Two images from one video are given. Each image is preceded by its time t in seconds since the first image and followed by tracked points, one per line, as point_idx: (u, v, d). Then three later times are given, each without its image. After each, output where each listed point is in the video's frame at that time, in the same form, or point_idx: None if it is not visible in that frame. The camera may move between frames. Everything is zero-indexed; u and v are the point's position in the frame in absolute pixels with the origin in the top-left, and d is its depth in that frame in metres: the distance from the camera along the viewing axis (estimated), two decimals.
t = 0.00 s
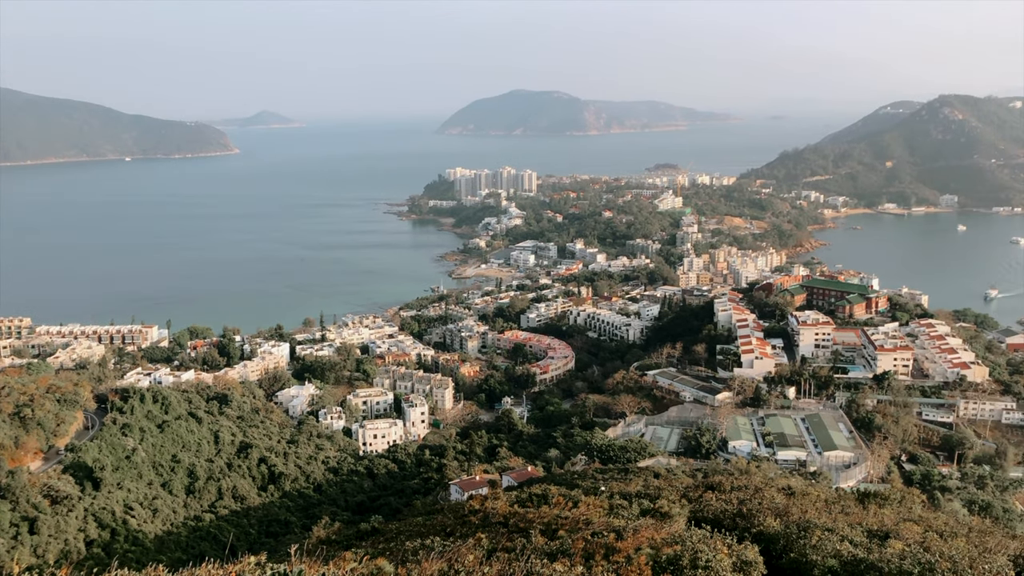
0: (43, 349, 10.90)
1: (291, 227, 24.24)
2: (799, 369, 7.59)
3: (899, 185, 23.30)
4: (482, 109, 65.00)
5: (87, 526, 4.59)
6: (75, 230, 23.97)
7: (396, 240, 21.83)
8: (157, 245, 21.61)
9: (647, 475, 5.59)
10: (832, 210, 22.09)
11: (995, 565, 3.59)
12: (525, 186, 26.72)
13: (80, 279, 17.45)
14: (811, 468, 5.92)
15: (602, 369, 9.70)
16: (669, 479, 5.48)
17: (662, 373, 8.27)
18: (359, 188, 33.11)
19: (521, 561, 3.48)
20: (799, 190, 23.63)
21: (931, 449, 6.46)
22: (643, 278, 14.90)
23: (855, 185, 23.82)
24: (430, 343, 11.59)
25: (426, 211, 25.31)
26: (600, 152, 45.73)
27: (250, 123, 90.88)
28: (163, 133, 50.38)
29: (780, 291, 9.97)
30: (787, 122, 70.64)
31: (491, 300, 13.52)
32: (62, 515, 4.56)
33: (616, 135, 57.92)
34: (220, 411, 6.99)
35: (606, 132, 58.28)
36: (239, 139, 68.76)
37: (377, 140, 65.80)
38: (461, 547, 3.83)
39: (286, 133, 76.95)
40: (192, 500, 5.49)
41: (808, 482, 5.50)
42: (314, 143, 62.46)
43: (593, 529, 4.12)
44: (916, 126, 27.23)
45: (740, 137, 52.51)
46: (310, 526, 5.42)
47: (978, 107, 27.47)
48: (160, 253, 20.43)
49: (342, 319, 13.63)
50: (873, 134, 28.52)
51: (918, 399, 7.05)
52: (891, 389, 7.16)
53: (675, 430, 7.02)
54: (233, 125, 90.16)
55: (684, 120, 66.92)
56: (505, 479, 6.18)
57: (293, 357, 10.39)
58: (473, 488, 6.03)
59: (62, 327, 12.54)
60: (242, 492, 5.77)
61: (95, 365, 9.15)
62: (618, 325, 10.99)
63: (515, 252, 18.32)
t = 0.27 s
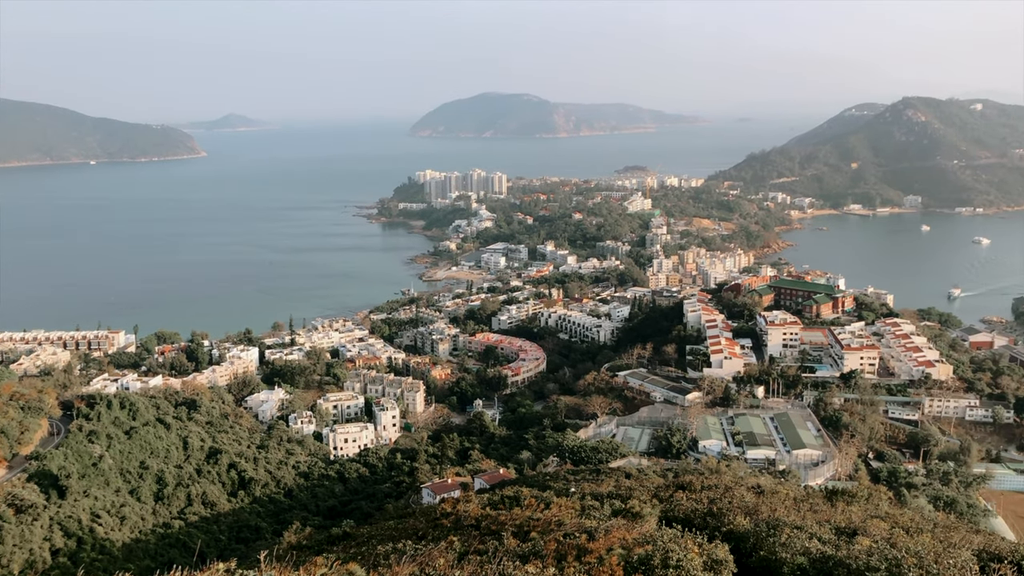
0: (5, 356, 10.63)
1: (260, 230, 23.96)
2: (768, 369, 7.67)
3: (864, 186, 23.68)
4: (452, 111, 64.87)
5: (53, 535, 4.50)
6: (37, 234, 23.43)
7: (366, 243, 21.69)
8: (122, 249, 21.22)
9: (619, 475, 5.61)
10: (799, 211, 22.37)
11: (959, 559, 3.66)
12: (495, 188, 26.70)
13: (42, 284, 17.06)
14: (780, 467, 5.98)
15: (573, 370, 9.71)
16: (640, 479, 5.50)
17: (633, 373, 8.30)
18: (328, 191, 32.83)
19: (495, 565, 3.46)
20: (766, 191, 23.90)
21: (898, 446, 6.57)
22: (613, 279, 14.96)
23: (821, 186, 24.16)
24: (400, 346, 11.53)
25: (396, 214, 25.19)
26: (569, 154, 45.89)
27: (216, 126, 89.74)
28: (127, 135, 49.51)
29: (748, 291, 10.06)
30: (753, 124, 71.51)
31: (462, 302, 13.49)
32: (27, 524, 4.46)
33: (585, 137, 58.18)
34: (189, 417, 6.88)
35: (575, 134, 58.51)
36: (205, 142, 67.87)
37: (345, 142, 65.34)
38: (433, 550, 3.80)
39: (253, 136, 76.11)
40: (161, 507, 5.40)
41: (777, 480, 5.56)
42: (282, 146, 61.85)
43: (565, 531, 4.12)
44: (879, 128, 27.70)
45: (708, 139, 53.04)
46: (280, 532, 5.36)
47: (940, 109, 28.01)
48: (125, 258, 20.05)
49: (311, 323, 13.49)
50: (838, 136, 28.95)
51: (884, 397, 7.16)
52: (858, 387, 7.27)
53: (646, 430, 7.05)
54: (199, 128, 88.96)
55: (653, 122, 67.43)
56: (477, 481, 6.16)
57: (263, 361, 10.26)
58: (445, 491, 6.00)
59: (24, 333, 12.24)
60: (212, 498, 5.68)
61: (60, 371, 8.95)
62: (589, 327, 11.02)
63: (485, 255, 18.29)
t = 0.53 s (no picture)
0: None
1: (224, 234, 23.63)
2: (734, 369, 7.74)
3: (826, 188, 24.06)
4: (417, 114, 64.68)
5: (11, 546, 4.39)
6: None
7: (332, 246, 21.50)
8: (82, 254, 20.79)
9: (587, 477, 5.61)
10: (763, 213, 22.66)
11: (920, 555, 3.72)
12: (461, 191, 26.65)
13: None
14: (746, 467, 6.04)
15: (541, 373, 9.71)
16: (608, 480, 5.51)
17: (600, 375, 8.32)
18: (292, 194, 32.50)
19: (464, 568, 3.44)
20: (731, 193, 24.18)
21: (862, 445, 6.66)
22: (581, 281, 15.01)
23: (784, 189, 24.50)
24: (367, 350, 11.43)
25: (362, 217, 25.02)
26: (536, 156, 45.99)
27: (177, 129, 88.42)
28: (86, 138, 48.56)
29: (714, 293, 10.15)
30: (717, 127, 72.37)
31: (429, 306, 13.43)
32: None
33: (551, 140, 58.40)
34: (152, 423, 6.74)
35: (541, 137, 58.70)
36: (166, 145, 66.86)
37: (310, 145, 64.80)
38: (401, 555, 3.77)
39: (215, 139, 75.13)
40: (124, 516, 5.29)
41: (744, 480, 5.60)
42: (245, 149, 61.14)
43: (534, 533, 4.11)
44: (841, 131, 28.17)
45: (673, 142, 53.56)
46: (247, 539, 5.28)
47: (900, 112, 28.55)
48: (85, 263, 19.64)
49: (277, 327, 13.33)
50: (801, 138, 29.38)
51: (848, 396, 7.26)
52: (822, 387, 7.36)
53: (614, 432, 7.07)
54: (160, 131, 87.59)
55: (618, 125, 67.87)
56: (446, 485, 6.12)
57: (228, 366, 10.11)
58: (413, 495, 5.96)
59: None
60: (176, 505, 5.58)
61: (18, 378, 8.72)
62: (557, 329, 11.03)
63: (452, 258, 18.24)
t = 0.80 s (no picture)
0: None
1: (193, 237, 23.33)
2: (706, 370, 7.80)
3: (796, 190, 24.34)
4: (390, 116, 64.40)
5: None
6: None
7: (304, 249, 21.32)
8: (48, 258, 20.39)
9: (561, 478, 5.61)
10: (734, 215, 22.86)
11: (890, 552, 3.77)
12: (434, 193, 26.57)
13: None
14: (719, 467, 6.07)
15: (514, 374, 9.70)
16: (582, 481, 5.52)
17: (573, 376, 8.33)
18: (263, 197, 32.18)
19: (438, 571, 3.42)
20: (702, 195, 24.37)
21: (833, 444, 6.74)
22: (554, 283, 15.04)
23: (755, 191, 24.76)
24: (340, 353, 11.35)
25: (334, 219, 24.85)
26: (509, 158, 45.99)
27: (145, 131, 87.20)
28: (52, 140, 47.70)
29: (686, 294, 10.22)
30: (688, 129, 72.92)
31: (402, 308, 13.36)
32: None
33: (524, 142, 58.44)
34: (122, 428, 6.63)
35: (514, 139, 58.76)
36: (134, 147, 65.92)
37: (281, 147, 64.24)
38: (374, 559, 3.74)
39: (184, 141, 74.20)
40: (93, 522, 5.20)
41: (717, 480, 5.64)
42: (215, 152, 60.45)
43: (507, 535, 4.10)
44: (811, 133, 28.52)
45: (645, 144, 53.84)
46: (219, 543, 5.21)
47: (868, 114, 28.96)
48: (51, 266, 19.27)
49: (248, 331, 13.18)
50: (771, 140, 29.70)
51: (819, 396, 7.35)
52: (793, 387, 7.44)
53: (588, 433, 7.08)
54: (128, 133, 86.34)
55: (591, 127, 68.15)
56: (419, 488, 6.09)
57: (198, 370, 9.97)
58: (387, 498, 5.92)
59: None
60: (147, 511, 5.50)
61: None
62: (530, 331, 11.03)
63: (425, 260, 18.18)
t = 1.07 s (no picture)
0: None
1: (156, 239, 22.95)
2: (673, 370, 7.85)
3: (761, 191, 24.65)
4: (356, 117, 63.99)
5: None
6: None
7: (270, 251, 21.09)
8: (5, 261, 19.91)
9: (531, 479, 5.61)
10: (700, 216, 23.08)
11: (854, 549, 3.82)
12: (402, 195, 26.45)
13: None
14: (687, 466, 6.12)
15: (483, 376, 9.68)
16: (551, 482, 5.51)
17: (542, 378, 8.33)
18: (228, 199, 31.77)
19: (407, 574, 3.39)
20: (669, 197, 24.58)
21: (798, 442, 6.82)
22: (523, 284, 15.05)
23: (720, 192, 25.03)
24: (307, 356, 11.23)
25: (300, 222, 24.62)
26: (477, 160, 45.95)
27: (106, 132, 85.66)
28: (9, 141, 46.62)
29: (654, 295, 10.28)
30: (654, 131, 73.50)
31: (370, 310, 13.27)
32: None
33: (492, 143, 58.45)
34: (85, 434, 6.49)
35: (482, 141, 58.76)
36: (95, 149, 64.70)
37: (246, 149, 63.52)
38: (342, 563, 3.69)
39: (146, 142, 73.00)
40: (55, 530, 5.08)
41: (684, 479, 5.68)
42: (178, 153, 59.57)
43: (477, 537, 4.08)
44: (775, 135, 28.90)
45: (611, 146, 54.16)
46: (185, 549, 5.12)
47: (830, 116, 29.42)
48: (9, 270, 18.82)
49: (214, 334, 12.99)
50: (736, 142, 30.05)
51: (784, 394, 7.43)
52: (758, 386, 7.52)
53: (557, 434, 7.09)
54: (87, 134, 84.73)
55: (558, 129, 68.38)
56: (388, 491, 6.04)
57: (163, 375, 9.80)
58: (355, 502, 5.87)
59: None
60: (111, 517, 5.39)
61: None
62: (499, 332, 11.01)
63: (393, 262, 18.08)
